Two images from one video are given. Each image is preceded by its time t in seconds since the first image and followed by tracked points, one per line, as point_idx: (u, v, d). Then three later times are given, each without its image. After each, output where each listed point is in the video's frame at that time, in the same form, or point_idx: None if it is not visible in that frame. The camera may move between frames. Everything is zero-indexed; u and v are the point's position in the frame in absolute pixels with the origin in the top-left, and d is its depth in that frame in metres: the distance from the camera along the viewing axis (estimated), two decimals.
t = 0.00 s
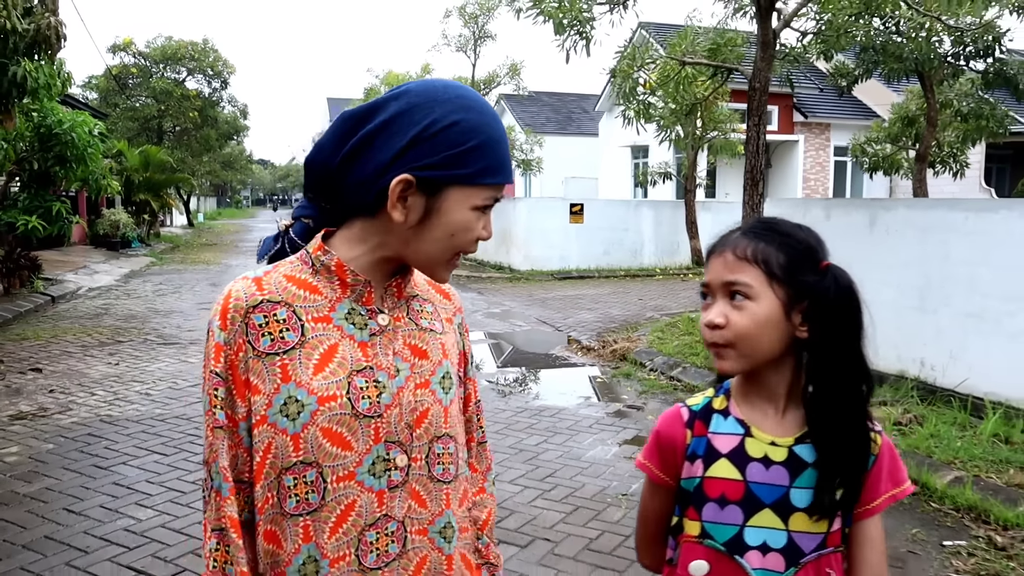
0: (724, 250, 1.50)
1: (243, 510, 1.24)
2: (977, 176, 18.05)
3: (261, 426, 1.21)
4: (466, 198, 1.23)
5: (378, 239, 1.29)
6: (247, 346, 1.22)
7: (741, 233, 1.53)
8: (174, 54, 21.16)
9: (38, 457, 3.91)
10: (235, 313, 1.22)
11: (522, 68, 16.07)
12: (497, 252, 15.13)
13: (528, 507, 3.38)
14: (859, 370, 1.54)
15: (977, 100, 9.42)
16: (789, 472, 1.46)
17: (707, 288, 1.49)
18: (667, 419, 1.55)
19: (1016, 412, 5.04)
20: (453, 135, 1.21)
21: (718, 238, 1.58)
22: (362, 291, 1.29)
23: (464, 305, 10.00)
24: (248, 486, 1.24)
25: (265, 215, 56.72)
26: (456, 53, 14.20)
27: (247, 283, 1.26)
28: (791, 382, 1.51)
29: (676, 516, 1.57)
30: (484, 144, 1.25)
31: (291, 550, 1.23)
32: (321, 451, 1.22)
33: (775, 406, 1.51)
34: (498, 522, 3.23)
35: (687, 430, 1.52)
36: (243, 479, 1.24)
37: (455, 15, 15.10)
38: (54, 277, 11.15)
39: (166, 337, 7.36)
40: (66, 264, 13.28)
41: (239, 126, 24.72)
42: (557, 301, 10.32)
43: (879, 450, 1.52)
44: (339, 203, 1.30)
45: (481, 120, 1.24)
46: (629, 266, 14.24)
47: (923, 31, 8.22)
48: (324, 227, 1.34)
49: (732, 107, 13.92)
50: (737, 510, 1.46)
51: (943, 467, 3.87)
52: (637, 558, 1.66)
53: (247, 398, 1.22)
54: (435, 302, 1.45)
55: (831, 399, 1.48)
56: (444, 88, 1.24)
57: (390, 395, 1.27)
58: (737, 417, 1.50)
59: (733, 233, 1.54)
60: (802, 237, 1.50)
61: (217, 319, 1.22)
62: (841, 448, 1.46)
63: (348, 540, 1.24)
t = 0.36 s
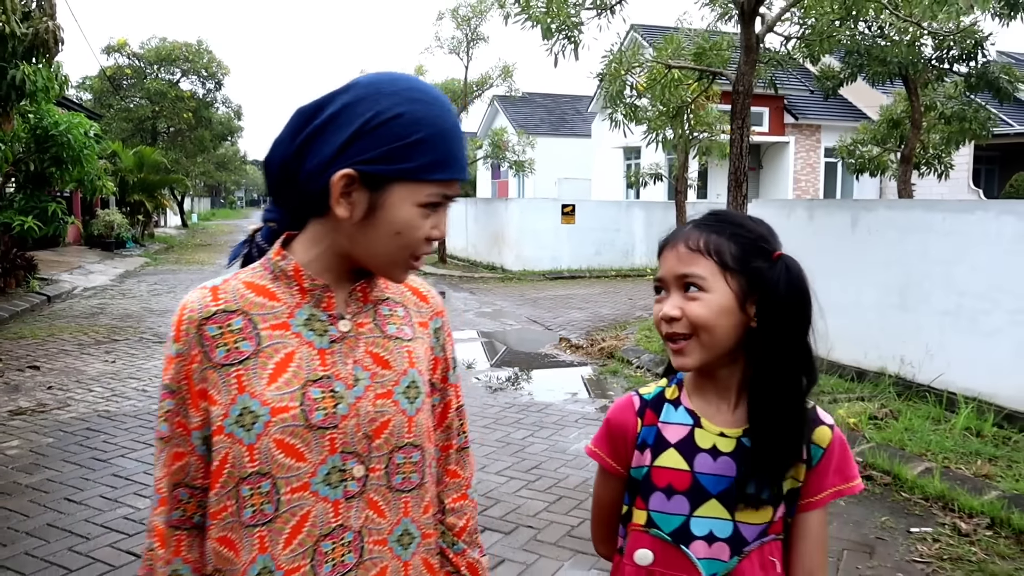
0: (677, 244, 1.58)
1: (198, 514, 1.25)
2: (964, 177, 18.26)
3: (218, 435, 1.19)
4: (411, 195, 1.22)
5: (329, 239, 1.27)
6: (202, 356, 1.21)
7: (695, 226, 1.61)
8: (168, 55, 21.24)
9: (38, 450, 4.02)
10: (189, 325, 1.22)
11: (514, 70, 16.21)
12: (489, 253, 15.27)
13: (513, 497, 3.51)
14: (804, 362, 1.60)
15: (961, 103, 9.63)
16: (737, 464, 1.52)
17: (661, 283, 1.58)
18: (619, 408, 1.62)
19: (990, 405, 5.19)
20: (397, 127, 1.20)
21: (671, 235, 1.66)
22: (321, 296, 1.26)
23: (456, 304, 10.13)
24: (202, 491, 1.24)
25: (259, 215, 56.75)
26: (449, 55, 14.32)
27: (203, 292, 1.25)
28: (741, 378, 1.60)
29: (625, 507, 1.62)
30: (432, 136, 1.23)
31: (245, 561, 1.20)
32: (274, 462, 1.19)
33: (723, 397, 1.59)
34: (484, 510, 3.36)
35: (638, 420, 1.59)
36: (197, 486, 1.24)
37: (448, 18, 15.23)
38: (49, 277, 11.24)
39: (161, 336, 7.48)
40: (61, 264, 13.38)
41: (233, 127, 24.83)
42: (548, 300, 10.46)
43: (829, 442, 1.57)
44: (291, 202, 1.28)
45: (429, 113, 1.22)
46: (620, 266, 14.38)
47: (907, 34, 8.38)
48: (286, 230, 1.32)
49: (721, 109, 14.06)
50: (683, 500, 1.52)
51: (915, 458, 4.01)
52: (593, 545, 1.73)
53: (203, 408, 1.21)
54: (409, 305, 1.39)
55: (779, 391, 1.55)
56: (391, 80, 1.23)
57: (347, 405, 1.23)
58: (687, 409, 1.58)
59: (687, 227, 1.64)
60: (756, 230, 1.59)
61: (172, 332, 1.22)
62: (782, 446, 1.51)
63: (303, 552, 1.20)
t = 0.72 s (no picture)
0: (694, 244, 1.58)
1: (129, 528, 1.18)
2: (954, 178, 18.46)
3: (157, 442, 1.13)
4: (330, 175, 1.16)
5: (260, 230, 1.22)
6: (136, 363, 1.14)
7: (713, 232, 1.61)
8: (163, 56, 21.34)
9: (40, 444, 4.14)
10: (123, 331, 1.15)
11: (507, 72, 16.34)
12: (482, 252, 15.40)
13: (502, 487, 3.64)
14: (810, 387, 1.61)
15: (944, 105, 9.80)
16: (734, 474, 1.52)
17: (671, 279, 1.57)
18: (618, 414, 1.61)
19: (966, 400, 5.37)
20: (312, 105, 1.15)
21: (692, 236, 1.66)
22: (257, 295, 1.20)
23: (450, 303, 10.27)
24: (138, 503, 1.17)
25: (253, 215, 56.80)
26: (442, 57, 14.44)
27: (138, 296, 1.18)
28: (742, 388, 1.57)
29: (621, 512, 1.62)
30: (351, 114, 1.17)
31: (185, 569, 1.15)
32: (212, 469, 1.13)
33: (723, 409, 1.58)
34: (473, 499, 3.49)
35: (638, 427, 1.58)
36: (130, 497, 1.17)
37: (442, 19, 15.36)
38: (46, 277, 11.33)
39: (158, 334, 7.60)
40: (57, 264, 13.48)
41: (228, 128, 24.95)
42: (540, 300, 10.60)
43: (831, 449, 1.59)
44: (221, 196, 1.24)
45: (347, 90, 1.16)
46: (612, 266, 14.51)
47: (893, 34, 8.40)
48: (227, 229, 1.28)
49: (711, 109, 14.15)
50: (680, 509, 1.52)
51: (891, 450, 4.15)
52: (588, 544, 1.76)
53: (138, 415, 1.15)
54: (358, 302, 1.32)
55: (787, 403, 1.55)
56: (309, 63, 1.19)
57: (284, 407, 1.17)
58: (686, 417, 1.56)
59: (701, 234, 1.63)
60: (773, 244, 1.58)
61: (105, 338, 1.14)
62: (782, 465, 1.52)
63: (242, 559, 1.15)
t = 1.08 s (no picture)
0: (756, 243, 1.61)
1: (178, 558, 1.16)
2: (946, 178, 18.63)
3: (187, 468, 1.14)
4: (355, 185, 1.16)
5: (287, 245, 1.22)
6: (169, 387, 1.15)
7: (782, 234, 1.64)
8: (160, 57, 21.42)
9: (48, 439, 4.25)
10: (157, 353, 1.16)
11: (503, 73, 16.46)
12: (478, 252, 15.52)
13: (497, 479, 3.77)
14: (877, 409, 1.59)
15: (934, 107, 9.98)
16: (777, 488, 1.54)
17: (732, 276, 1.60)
18: (669, 420, 1.72)
19: (949, 396, 5.52)
20: (335, 115, 1.15)
21: (756, 234, 1.68)
22: (288, 316, 1.20)
23: (446, 302, 10.39)
24: (179, 531, 1.15)
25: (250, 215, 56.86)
26: (439, 58, 14.55)
27: (170, 317, 1.18)
28: (793, 397, 1.60)
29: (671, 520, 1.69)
30: (373, 122, 1.17)
31: None
32: (240, 492, 1.14)
33: (772, 418, 1.60)
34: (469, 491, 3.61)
35: (684, 434, 1.67)
36: (175, 527, 1.16)
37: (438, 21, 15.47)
38: (46, 276, 11.41)
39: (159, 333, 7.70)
40: (56, 263, 13.57)
41: (224, 128, 25.05)
42: (535, 299, 10.73)
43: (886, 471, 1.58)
44: (249, 212, 1.25)
45: (369, 97, 1.16)
46: (607, 266, 14.65)
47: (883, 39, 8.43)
48: (255, 245, 1.27)
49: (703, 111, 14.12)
50: (720, 518, 1.56)
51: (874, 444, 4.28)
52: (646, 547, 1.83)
53: (173, 440, 1.15)
54: (393, 319, 1.31)
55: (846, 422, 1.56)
56: (331, 72, 1.19)
57: (313, 431, 1.16)
58: (732, 426, 1.62)
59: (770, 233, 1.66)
60: (839, 253, 1.59)
61: (139, 360, 1.15)
62: (839, 483, 1.52)
63: None
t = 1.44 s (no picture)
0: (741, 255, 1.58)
1: (246, 542, 1.26)
2: (939, 180, 18.79)
3: (256, 455, 1.23)
4: (433, 184, 1.22)
5: (359, 239, 1.29)
6: (239, 375, 1.24)
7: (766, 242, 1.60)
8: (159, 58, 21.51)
9: (56, 433, 4.39)
10: (227, 343, 1.25)
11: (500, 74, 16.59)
12: (475, 252, 15.65)
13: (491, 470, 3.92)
14: (859, 414, 1.56)
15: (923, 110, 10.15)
16: (764, 495, 1.52)
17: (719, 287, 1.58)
18: (657, 427, 1.69)
19: (932, 392, 5.69)
20: (416, 115, 1.21)
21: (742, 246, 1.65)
22: (357, 306, 1.29)
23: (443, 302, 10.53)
24: (248, 515, 1.25)
25: (248, 215, 56.98)
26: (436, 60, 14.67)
27: (239, 308, 1.28)
28: (778, 405, 1.56)
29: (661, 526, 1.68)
30: (452, 121, 1.24)
31: None
32: (308, 480, 1.23)
33: (760, 427, 1.57)
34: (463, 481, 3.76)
35: (673, 442, 1.64)
36: (241, 510, 1.25)
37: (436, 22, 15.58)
38: (46, 276, 11.50)
39: (160, 331, 7.84)
40: (56, 263, 13.68)
41: (223, 129, 25.17)
42: (531, 298, 10.86)
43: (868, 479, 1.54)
44: (319, 208, 1.31)
45: (448, 98, 1.23)
46: (602, 266, 14.80)
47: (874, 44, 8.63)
48: (321, 240, 1.35)
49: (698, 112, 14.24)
50: (708, 525, 1.54)
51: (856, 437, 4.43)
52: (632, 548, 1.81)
53: (242, 428, 1.24)
54: (449, 312, 1.42)
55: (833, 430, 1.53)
56: (407, 73, 1.26)
57: (379, 421, 1.27)
58: (720, 434, 1.59)
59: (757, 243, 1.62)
60: (824, 262, 1.55)
61: (210, 349, 1.24)
62: (824, 489, 1.50)
63: (336, 568, 1.24)
